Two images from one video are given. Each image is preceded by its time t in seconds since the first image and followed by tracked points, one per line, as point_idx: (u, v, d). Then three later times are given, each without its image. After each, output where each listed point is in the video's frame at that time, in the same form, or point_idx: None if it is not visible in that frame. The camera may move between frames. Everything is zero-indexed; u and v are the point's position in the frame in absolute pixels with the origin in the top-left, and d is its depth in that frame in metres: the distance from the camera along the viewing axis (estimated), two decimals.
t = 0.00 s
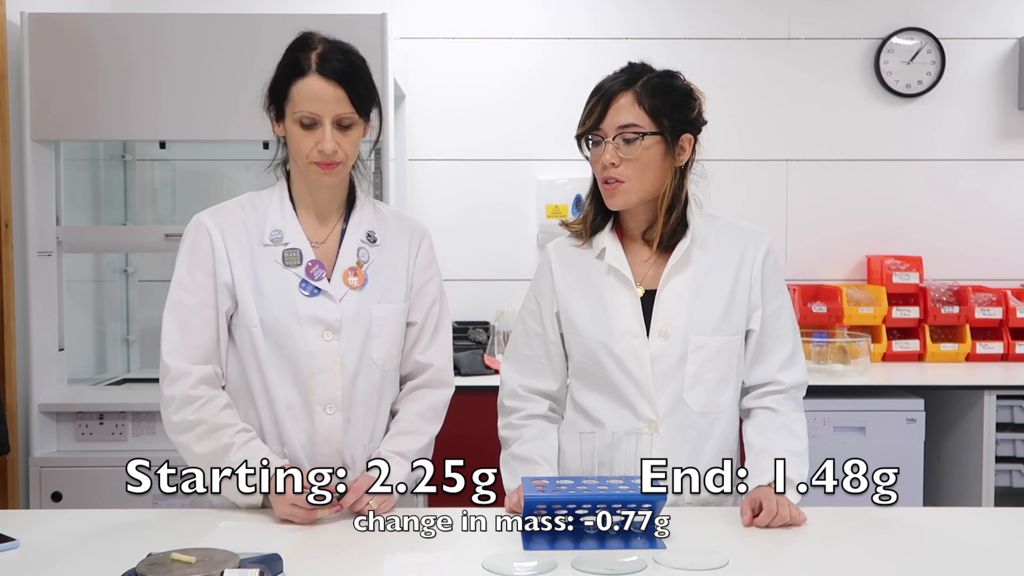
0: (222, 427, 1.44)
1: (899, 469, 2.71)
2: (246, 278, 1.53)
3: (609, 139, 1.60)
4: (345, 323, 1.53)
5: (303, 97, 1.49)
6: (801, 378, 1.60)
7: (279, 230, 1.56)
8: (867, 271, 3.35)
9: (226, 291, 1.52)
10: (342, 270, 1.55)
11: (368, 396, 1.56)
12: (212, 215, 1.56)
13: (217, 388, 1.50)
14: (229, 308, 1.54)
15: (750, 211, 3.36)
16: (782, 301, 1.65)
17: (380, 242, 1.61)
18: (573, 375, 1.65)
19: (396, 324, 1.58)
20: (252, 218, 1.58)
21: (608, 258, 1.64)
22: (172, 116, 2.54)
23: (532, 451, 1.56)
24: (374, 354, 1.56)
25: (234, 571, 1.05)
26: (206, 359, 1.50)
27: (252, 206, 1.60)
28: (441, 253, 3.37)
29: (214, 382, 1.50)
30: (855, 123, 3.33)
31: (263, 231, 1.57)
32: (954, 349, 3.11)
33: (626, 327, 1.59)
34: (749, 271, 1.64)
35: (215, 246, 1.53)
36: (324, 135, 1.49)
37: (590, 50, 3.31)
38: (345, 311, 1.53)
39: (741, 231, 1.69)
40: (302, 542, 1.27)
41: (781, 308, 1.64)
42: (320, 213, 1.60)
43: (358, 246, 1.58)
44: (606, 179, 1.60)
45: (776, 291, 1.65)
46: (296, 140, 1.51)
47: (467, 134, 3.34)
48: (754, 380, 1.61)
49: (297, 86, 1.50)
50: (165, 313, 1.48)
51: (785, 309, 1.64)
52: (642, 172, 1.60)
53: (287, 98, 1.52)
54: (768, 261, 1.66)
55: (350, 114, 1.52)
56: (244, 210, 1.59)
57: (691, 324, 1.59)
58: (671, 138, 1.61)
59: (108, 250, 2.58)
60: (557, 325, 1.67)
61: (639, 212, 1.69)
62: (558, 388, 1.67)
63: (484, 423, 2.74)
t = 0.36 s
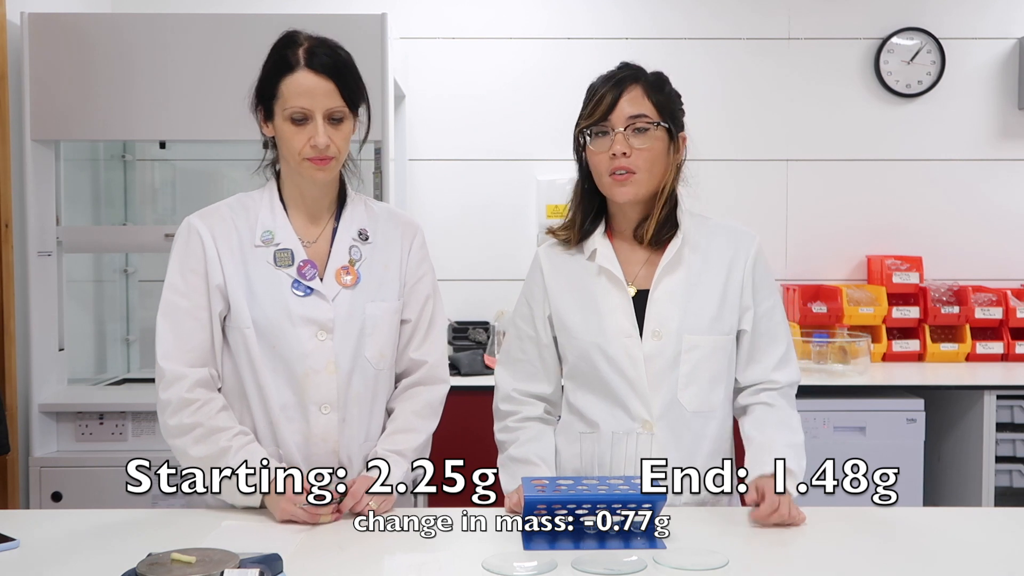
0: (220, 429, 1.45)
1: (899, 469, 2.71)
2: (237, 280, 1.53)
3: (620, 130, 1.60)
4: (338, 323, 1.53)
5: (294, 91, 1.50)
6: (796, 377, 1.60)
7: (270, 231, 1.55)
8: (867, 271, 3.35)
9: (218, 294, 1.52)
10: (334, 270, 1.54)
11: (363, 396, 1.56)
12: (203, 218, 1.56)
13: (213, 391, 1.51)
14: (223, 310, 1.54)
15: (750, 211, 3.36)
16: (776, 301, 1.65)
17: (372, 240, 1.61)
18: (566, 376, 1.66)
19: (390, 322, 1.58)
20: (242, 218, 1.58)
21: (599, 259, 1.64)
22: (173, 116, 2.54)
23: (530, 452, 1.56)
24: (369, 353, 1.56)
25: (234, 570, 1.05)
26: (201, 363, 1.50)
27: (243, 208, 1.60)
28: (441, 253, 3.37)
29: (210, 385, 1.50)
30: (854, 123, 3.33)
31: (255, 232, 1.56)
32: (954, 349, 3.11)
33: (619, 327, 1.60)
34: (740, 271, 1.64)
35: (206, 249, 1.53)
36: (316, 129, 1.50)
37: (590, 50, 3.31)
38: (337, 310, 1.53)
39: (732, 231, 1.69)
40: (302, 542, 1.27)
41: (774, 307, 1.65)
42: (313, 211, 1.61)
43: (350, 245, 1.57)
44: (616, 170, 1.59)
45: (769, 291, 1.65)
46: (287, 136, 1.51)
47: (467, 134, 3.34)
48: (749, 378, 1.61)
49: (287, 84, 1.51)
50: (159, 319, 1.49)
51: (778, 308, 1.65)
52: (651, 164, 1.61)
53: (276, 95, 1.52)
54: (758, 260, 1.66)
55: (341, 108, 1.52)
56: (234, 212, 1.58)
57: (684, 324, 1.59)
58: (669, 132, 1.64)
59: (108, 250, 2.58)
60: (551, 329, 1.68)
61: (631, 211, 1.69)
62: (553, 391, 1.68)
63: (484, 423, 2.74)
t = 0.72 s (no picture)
0: (217, 430, 1.45)
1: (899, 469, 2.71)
2: (228, 282, 1.53)
3: (622, 126, 1.61)
4: (330, 322, 1.53)
5: (315, 82, 1.51)
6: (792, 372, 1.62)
7: (261, 232, 1.55)
8: (867, 271, 3.35)
9: (210, 295, 1.53)
10: (325, 269, 1.54)
11: (358, 395, 1.56)
12: (193, 221, 1.56)
13: (209, 392, 1.51)
14: (216, 312, 1.54)
15: (749, 211, 3.36)
16: (771, 299, 1.66)
17: (364, 238, 1.61)
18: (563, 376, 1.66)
19: (383, 320, 1.58)
20: (233, 220, 1.58)
21: (592, 258, 1.64)
22: (174, 116, 2.54)
23: (528, 453, 1.55)
24: (362, 351, 1.56)
25: (234, 570, 1.05)
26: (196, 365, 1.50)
27: (234, 209, 1.59)
28: (441, 253, 3.37)
29: (206, 386, 1.50)
30: (854, 123, 3.33)
31: (245, 233, 1.56)
32: (954, 349, 3.11)
33: (611, 326, 1.60)
34: (735, 269, 1.64)
35: (198, 251, 1.53)
36: (341, 119, 1.52)
37: (590, 50, 3.31)
38: (329, 310, 1.53)
39: (725, 232, 1.69)
40: (302, 542, 1.27)
41: (769, 305, 1.66)
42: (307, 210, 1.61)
43: (341, 244, 1.57)
44: (617, 165, 1.59)
45: (765, 290, 1.66)
46: (309, 126, 1.51)
47: (466, 134, 3.34)
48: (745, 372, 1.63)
49: (302, 76, 1.51)
50: (153, 322, 1.49)
51: (773, 307, 1.66)
52: (652, 161, 1.61)
53: (280, 91, 1.52)
54: (753, 259, 1.67)
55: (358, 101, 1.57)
56: (225, 213, 1.58)
57: (678, 322, 1.59)
58: (668, 130, 1.64)
59: (108, 250, 2.58)
60: (545, 330, 1.68)
61: (625, 210, 1.69)
62: (548, 392, 1.67)
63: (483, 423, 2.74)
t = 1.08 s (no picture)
0: (217, 430, 1.45)
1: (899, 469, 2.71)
2: (225, 283, 1.53)
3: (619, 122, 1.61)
4: (330, 320, 1.53)
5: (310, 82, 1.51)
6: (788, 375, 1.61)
7: (259, 232, 1.55)
8: (867, 271, 3.34)
9: (209, 296, 1.53)
10: (323, 268, 1.54)
11: (358, 393, 1.56)
12: (191, 222, 1.56)
13: (209, 392, 1.50)
14: (215, 312, 1.54)
15: (749, 211, 3.36)
16: (768, 301, 1.66)
17: (362, 236, 1.61)
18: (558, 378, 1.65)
19: (382, 318, 1.58)
20: (231, 220, 1.58)
21: (588, 259, 1.64)
22: (174, 117, 2.55)
23: (524, 453, 1.55)
24: (361, 349, 1.56)
25: (234, 570, 1.05)
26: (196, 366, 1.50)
27: (231, 210, 1.59)
28: (441, 253, 3.37)
29: (206, 386, 1.50)
30: (854, 123, 3.33)
31: (243, 233, 1.56)
32: (954, 349, 3.11)
33: (608, 326, 1.60)
34: (732, 269, 1.64)
35: (196, 252, 1.53)
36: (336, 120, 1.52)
37: (591, 50, 3.31)
38: (328, 308, 1.53)
39: (721, 231, 1.69)
40: (303, 542, 1.27)
41: (766, 307, 1.66)
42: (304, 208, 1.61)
43: (339, 242, 1.57)
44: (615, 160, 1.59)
45: (761, 292, 1.66)
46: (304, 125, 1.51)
47: (466, 134, 3.34)
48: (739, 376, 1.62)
49: (297, 74, 1.51)
50: (151, 324, 1.49)
51: (769, 308, 1.66)
52: (649, 156, 1.61)
53: (278, 87, 1.52)
54: (750, 260, 1.66)
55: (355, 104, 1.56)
56: (223, 214, 1.58)
57: (673, 323, 1.59)
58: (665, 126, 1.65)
59: (108, 250, 2.58)
60: (542, 331, 1.68)
61: (621, 207, 1.69)
62: (545, 392, 1.68)
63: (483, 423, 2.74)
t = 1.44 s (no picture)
0: (218, 428, 1.45)
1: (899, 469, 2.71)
2: (226, 282, 1.53)
3: (615, 124, 1.61)
4: (330, 319, 1.53)
5: (285, 92, 1.50)
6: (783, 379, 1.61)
7: (260, 231, 1.55)
8: (867, 271, 3.34)
9: (210, 294, 1.53)
10: (324, 267, 1.54)
11: (358, 393, 1.56)
12: (194, 220, 1.56)
13: (210, 390, 1.50)
14: (216, 311, 1.54)
15: (749, 211, 3.36)
16: (765, 304, 1.67)
17: (363, 237, 1.61)
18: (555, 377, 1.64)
19: (382, 318, 1.58)
20: (232, 219, 1.58)
21: (585, 260, 1.64)
22: (175, 117, 2.55)
23: (522, 454, 1.55)
24: (361, 349, 1.56)
25: (234, 570, 1.05)
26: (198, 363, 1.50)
27: (233, 209, 1.60)
28: (441, 253, 3.37)
29: (206, 383, 1.50)
30: (854, 123, 3.33)
31: (245, 232, 1.57)
32: (954, 349, 3.11)
33: (605, 328, 1.60)
34: (729, 272, 1.64)
35: (197, 250, 1.53)
36: (307, 128, 1.50)
37: (591, 50, 3.31)
38: (328, 308, 1.53)
39: (719, 235, 1.69)
40: (303, 542, 1.27)
41: (763, 311, 1.66)
42: (303, 210, 1.61)
43: (340, 242, 1.57)
44: (610, 162, 1.59)
45: (758, 296, 1.66)
46: (280, 136, 1.51)
47: (466, 134, 3.34)
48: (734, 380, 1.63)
49: (279, 84, 1.51)
50: (154, 318, 1.49)
51: (767, 312, 1.66)
52: (644, 158, 1.61)
53: (270, 93, 1.52)
54: (747, 263, 1.66)
55: (333, 108, 1.53)
56: (225, 213, 1.59)
57: (668, 326, 1.59)
58: (662, 128, 1.64)
59: (108, 250, 2.58)
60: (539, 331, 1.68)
61: (619, 209, 1.69)
62: (542, 393, 1.68)
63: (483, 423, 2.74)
